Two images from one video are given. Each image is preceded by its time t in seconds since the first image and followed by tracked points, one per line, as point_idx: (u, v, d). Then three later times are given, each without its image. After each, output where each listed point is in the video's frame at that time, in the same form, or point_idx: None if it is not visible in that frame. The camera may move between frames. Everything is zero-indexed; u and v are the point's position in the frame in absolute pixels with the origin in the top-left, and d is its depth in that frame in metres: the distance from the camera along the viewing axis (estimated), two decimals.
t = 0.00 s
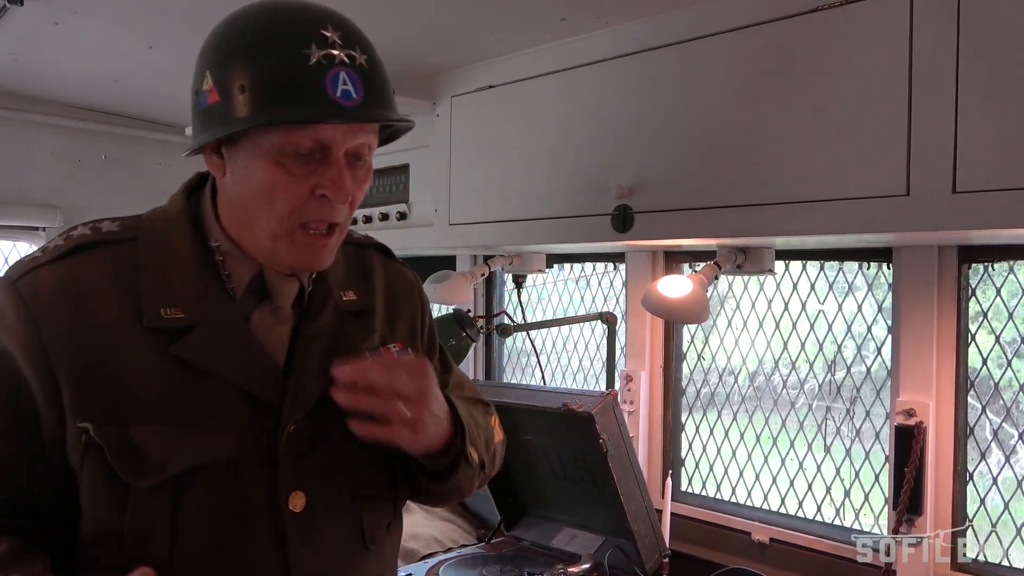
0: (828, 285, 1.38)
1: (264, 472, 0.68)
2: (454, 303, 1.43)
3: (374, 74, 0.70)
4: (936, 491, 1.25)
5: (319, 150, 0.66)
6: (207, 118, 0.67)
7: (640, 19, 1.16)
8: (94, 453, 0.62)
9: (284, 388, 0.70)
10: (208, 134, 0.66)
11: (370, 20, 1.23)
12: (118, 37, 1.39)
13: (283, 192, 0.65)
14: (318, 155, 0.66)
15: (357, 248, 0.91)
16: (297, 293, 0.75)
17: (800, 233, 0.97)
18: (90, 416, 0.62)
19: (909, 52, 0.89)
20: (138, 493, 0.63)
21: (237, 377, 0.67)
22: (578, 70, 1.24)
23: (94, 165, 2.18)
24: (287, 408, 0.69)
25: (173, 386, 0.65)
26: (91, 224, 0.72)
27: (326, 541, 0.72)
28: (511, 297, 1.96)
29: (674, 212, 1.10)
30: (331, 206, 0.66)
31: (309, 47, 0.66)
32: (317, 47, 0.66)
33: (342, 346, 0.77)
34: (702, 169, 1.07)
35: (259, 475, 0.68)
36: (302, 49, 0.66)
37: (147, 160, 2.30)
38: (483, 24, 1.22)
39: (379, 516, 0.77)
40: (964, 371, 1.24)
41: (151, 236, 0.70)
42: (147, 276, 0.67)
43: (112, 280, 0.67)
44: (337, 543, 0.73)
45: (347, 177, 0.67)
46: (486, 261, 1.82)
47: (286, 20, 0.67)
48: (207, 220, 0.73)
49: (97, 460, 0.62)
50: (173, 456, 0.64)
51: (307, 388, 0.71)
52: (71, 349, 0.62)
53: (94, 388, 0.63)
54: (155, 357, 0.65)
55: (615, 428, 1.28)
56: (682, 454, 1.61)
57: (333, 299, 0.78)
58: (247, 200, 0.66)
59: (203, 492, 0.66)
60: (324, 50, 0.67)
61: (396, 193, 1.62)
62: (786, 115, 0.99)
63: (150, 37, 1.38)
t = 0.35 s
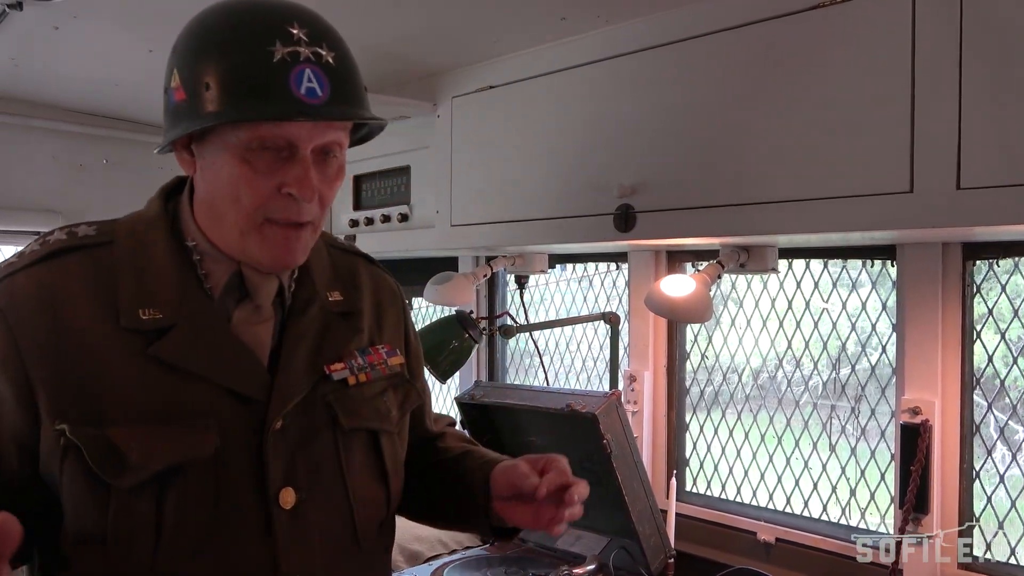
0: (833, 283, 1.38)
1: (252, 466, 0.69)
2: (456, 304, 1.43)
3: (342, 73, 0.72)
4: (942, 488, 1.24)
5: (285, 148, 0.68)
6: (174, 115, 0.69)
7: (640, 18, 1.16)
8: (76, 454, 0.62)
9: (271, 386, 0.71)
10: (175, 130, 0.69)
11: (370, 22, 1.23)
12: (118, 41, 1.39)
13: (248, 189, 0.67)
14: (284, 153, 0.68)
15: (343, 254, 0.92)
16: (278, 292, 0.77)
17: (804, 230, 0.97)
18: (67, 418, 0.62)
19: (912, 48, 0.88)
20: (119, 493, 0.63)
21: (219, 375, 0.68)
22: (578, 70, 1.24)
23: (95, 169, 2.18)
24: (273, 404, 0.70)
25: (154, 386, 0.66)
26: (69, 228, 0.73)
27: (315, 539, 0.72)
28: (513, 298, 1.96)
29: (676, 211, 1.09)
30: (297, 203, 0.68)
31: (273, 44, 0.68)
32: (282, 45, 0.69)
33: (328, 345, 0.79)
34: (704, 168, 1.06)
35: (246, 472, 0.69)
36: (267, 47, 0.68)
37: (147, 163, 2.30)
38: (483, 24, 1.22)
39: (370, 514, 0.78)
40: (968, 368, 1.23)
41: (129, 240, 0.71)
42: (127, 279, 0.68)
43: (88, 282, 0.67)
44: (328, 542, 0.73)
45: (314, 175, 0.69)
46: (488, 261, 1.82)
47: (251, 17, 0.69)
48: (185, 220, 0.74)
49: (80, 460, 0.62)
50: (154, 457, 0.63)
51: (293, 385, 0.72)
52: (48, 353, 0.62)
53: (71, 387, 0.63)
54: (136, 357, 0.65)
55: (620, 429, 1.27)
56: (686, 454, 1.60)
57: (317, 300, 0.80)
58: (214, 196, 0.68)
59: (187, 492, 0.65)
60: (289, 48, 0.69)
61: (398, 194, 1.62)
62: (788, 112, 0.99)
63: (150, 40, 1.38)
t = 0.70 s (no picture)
0: (836, 283, 1.37)
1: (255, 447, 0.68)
2: (458, 304, 1.42)
3: (328, 73, 0.72)
4: (947, 487, 1.24)
5: (261, 139, 0.68)
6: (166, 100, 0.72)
7: (642, 17, 1.15)
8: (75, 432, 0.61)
9: (270, 369, 0.71)
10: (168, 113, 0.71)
11: (371, 22, 1.22)
12: (120, 41, 1.39)
13: (220, 175, 0.67)
14: (260, 144, 0.68)
15: (340, 254, 0.92)
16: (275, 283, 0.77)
17: (806, 229, 0.97)
18: (65, 396, 0.61)
19: (915, 47, 0.88)
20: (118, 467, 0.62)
21: (216, 357, 0.68)
22: (580, 69, 1.24)
23: (97, 169, 2.19)
24: (271, 389, 0.70)
25: (153, 368, 0.65)
26: (71, 221, 0.73)
27: (316, 523, 0.71)
28: (516, 298, 1.95)
29: (678, 210, 1.09)
30: (268, 193, 0.68)
31: (257, 40, 0.69)
32: (265, 40, 0.69)
33: (324, 333, 0.78)
34: (706, 167, 1.06)
35: (246, 453, 0.68)
36: (250, 41, 0.69)
37: (149, 163, 2.30)
38: (485, 23, 1.22)
39: (370, 500, 0.77)
40: (973, 367, 1.23)
41: (131, 230, 0.71)
42: (126, 266, 0.68)
43: (88, 269, 0.67)
44: (329, 529, 0.73)
45: (289, 168, 0.69)
46: (491, 261, 1.82)
47: (242, 11, 0.71)
48: (185, 212, 0.74)
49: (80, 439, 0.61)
50: (154, 432, 0.63)
51: (291, 371, 0.72)
52: (48, 336, 0.62)
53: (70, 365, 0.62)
54: (137, 339, 0.65)
55: (623, 429, 1.27)
56: (689, 455, 1.60)
57: (315, 292, 0.80)
58: (196, 180, 0.70)
59: (187, 466, 0.64)
60: (272, 44, 0.69)
61: (400, 194, 1.62)
62: (791, 110, 0.98)
63: (153, 40, 1.38)
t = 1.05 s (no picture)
0: (840, 284, 1.37)
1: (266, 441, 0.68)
2: (461, 304, 1.42)
3: (330, 75, 0.71)
4: (950, 488, 1.23)
5: (264, 142, 0.68)
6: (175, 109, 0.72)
7: (646, 17, 1.15)
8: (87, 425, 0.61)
9: (280, 366, 0.71)
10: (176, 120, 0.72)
11: (376, 22, 1.23)
12: (124, 41, 1.39)
13: (225, 178, 0.67)
14: (264, 147, 0.68)
15: (347, 254, 0.92)
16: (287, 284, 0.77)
17: (810, 230, 0.96)
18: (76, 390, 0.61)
19: (920, 47, 0.87)
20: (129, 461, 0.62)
21: (227, 353, 0.68)
22: (583, 69, 1.23)
23: (100, 169, 2.19)
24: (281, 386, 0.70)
25: (164, 364, 0.65)
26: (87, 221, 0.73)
27: (325, 521, 0.71)
28: (519, 298, 1.95)
29: (681, 211, 1.09)
30: (272, 196, 0.67)
31: (258, 44, 0.69)
32: (267, 44, 0.69)
33: (333, 333, 0.78)
34: (710, 168, 1.06)
35: (255, 449, 0.67)
36: (252, 46, 0.69)
37: (152, 163, 2.31)
38: (488, 23, 1.22)
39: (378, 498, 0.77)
40: (977, 369, 1.22)
41: (144, 230, 0.72)
42: (137, 262, 0.68)
43: (102, 267, 0.67)
44: (339, 527, 0.72)
45: (293, 171, 0.69)
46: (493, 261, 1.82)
47: (246, 18, 0.71)
48: (198, 215, 0.75)
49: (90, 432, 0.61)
50: (162, 424, 0.63)
51: (301, 367, 0.72)
52: (62, 332, 0.62)
53: (81, 360, 0.62)
54: (149, 335, 0.65)
55: (625, 430, 1.27)
56: (692, 455, 1.59)
57: (325, 293, 0.80)
58: (203, 185, 0.70)
59: (196, 458, 0.64)
60: (273, 47, 0.69)
61: (403, 194, 1.62)
62: (795, 111, 0.98)
63: (157, 40, 1.38)
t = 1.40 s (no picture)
0: (844, 283, 1.37)
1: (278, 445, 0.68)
2: (464, 304, 1.43)
3: (328, 64, 0.71)
4: (955, 489, 1.23)
5: (266, 137, 0.69)
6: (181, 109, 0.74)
7: (649, 17, 1.15)
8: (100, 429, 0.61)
9: (294, 369, 0.71)
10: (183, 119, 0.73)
11: (380, 22, 1.23)
12: (128, 41, 1.39)
13: (229, 174, 0.68)
14: (266, 142, 0.69)
15: (363, 253, 0.92)
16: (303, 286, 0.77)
17: (813, 229, 0.96)
18: (92, 395, 0.62)
19: (923, 47, 0.87)
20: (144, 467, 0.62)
21: (242, 356, 0.68)
22: (586, 68, 1.23)
23: (104, 169, 2.19)
24: (296, 387, 0.70)
25: (178, 368, 0.65)
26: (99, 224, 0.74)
27: (341, 523, 0.71)
28: (522, 298, 1.96)
29: (684, 210, 1.09)
30: (274, 191, 0.68)
31: (254, 37, 0.69)
32: (262, 36, 0.70)
33: (347, 334, 0.79)
34: (712, 167, 1.06)
35: (269, 452, 0.67)
36: (248, 39, 0.70)
37: (155, 163, 2.31)
38: (491, 23, 1.22)
39: (393, 501, 0.77)
40: (980, 368, 1.22)
41: (157, 233, 0.72)
42: (150, 266, 0.69)
43: (115, 272, 0.68)
44: (356, 528, 0.72)
45: (294, 165, 0.69)
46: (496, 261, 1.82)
47: (243, 13, 0.72)
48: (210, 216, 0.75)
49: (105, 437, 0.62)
50: (177, 427, 0.63)
51: (314, 369, 0.72)
52: (77, 336, 0.63)
53: (97, 365, 0.63)
54: (163, 340, 0.66)
55: (628, 429, 1.27)
56: (695, 455, 1.59)
57: (339, 293, 0.80)
58: (210, 183, 0.71)
59: (212, 463, 0.65)
60: (269, 40, 0.70)
61: (406, 194, 1.62)
62: (798, 110, 0.98)
63: (162, 41, 1.39)
